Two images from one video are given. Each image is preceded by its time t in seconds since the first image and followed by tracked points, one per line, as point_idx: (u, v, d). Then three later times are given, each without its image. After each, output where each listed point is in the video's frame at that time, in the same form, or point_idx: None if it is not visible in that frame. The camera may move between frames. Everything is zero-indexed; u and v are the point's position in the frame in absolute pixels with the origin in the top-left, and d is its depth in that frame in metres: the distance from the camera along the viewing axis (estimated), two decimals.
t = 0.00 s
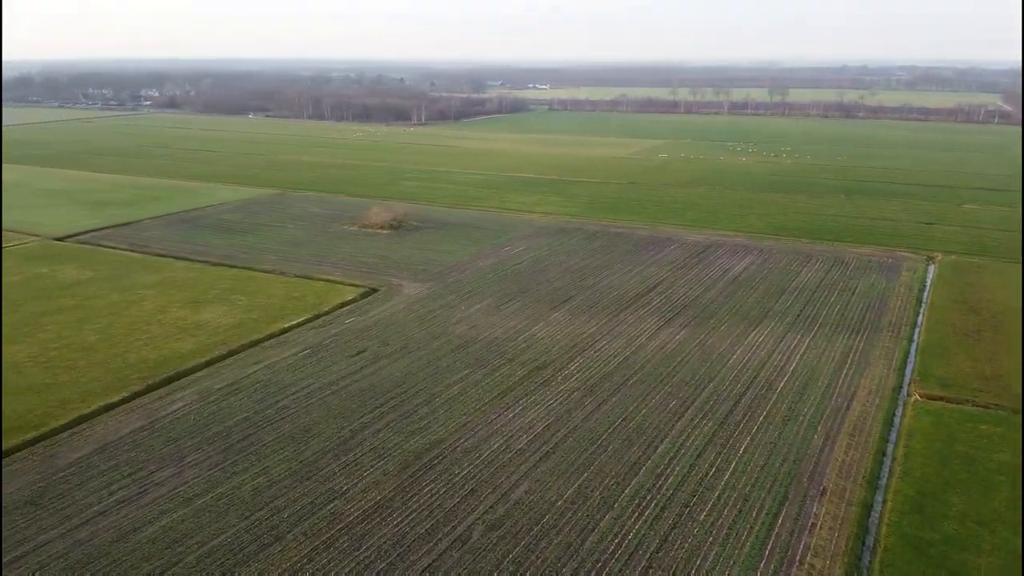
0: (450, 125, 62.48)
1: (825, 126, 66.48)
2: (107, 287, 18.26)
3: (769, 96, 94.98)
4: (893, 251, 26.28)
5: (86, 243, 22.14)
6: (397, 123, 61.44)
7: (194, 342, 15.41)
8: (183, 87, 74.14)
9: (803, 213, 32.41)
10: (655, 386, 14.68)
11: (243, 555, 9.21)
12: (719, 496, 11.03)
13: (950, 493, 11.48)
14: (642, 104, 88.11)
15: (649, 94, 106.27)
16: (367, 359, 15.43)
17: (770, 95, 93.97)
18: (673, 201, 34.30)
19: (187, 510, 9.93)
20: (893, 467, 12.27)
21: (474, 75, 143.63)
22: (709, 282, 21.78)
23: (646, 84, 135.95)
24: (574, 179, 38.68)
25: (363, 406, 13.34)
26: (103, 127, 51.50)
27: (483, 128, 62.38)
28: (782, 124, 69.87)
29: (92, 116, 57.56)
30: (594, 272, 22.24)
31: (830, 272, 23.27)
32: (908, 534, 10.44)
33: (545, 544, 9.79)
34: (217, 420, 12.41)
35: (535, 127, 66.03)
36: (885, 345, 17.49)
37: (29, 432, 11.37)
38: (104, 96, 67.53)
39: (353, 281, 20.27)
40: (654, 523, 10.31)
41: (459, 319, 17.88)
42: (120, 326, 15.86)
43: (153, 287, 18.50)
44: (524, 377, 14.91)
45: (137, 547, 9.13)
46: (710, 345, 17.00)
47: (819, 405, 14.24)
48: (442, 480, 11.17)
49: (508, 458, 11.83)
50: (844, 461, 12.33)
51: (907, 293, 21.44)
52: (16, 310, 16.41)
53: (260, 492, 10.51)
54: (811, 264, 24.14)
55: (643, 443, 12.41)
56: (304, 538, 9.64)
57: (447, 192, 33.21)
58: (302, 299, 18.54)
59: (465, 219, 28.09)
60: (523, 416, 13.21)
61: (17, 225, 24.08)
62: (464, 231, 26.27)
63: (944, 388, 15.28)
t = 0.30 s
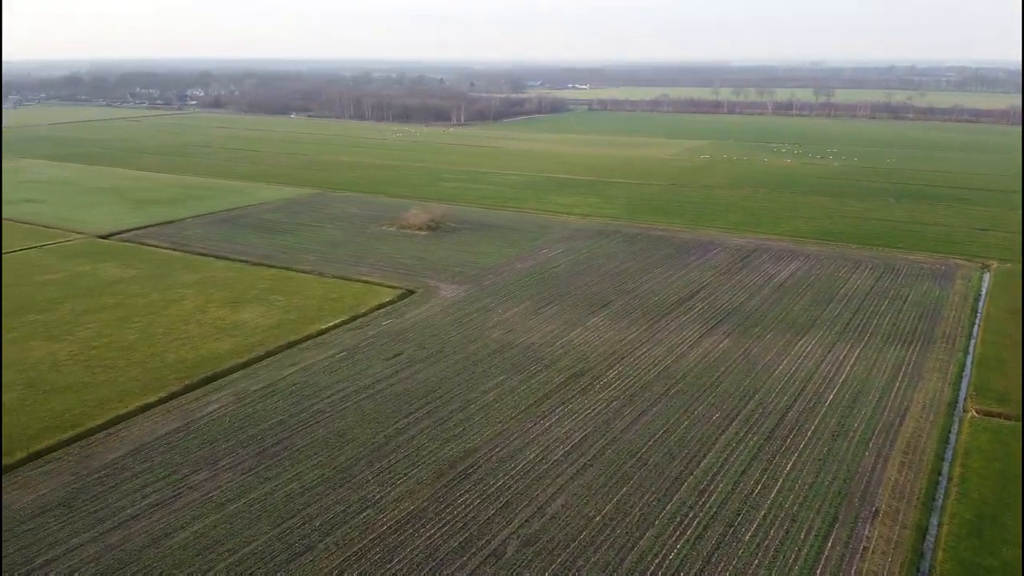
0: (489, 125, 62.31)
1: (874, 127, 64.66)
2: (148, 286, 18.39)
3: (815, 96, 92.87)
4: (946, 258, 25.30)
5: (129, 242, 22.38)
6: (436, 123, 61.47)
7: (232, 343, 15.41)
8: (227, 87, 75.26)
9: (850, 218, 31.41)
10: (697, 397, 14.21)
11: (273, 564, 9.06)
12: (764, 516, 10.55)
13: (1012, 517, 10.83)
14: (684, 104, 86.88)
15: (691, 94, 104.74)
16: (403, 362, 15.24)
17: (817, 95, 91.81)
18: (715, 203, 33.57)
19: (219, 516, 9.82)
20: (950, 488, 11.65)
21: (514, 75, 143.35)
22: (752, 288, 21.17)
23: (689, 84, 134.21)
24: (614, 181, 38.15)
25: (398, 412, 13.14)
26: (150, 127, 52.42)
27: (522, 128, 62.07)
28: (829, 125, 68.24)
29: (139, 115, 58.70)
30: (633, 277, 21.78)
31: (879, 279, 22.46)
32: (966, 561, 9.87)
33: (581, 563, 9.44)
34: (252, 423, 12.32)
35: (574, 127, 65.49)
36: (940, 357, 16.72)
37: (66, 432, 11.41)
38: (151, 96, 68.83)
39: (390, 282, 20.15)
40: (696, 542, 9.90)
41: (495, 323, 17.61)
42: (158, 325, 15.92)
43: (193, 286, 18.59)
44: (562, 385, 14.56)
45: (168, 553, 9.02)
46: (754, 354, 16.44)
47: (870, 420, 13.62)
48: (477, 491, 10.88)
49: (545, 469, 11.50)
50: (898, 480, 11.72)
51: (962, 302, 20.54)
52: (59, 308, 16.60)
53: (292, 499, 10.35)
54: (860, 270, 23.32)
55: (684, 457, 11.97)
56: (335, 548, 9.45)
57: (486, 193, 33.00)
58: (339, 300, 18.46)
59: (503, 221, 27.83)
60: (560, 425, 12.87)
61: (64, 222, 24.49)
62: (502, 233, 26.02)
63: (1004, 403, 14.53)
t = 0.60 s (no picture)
0: (528, 126, 61.98)
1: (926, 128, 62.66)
2: (187, 286, 18.48)
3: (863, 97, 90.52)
4: (1003, 266, 24.23)
5: (171, 241, 22.59)
6: (475, 124, 61.38)
7: (268, 344, 15.36)
8: (271, 87, 76.25)
9: (901, 223, 30.36)
10: (740, 410, 13.69)
11: None
12: (812, 539, 10.04)
13: None
14: (727, 105, 85.45)
15: (734, 93, 103.02)
16: (438, 367, 15.00)
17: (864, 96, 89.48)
18: (759, 207, 32.77)
19: (250, 523, 9.68)
20: (1012, 513, 10.97)
21: (553, 76, 142.86)
22: (798, 296, 20.50)
23: (731, 84, 132.15)
24: (655, 183, 37.52)
25: (432, 418, 12.89)
26: (196, 126, 53.27)
27: (562, 129, 61.62)
28: (877, 126, 66.37)
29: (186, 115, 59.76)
30: (674, 282, 21.27)
31: (933, 288, 21.57)
32: None
33: None
34: (286, 427, 12.19)
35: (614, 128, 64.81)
36: (998, 372, 15.91)
37: (102, 433, 11.42)
38: (197, 96, 70.03)
39: (427, 285, 19.96)
40: (740, 566, 9.44)
41: (532, 328, 17.28)
42: (197, 325, 15.96)
43: (231, 286, 18.65)
44: (600, 394, 14.18)
45: (198, 561, 8.90)
46: (800, 365, 15.84)
47: (925, 438, 12.96)
48: (511, 504, 10.57)
49: (582, 483, 11.14)
50: (956, 503, 11.08)
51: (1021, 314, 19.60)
52: (100, 307, 16.74)
53: (324, 508, 10.17)
54: (912, 279, 22.44)
55: (727, 474, 11.50)
56: (365, 561, 9.22)
57: (525, 195, 32.69)
58: (375, 302, 18.33)
59: (541, 223, 27.49)
60: (598, 437, 12.49)
61: (108, 221, 24.85)
62: (540, 236, 25.68)
63: None
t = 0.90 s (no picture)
0: (567, 127, 61.48)
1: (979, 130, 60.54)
2: (225, 286, 18.54)
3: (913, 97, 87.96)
4: None
5: (210, 240, 22.74)
6: (514, 124, 61.11)
7: (303, 346, 15.28)
8: (312, 87, 77.02)
9: (954, 229, 29.23)
10: (786, 424, 13.17)
11: None
12: (863, 565, 9.53)
13: None
14: (770, 105, 83.81)
15: (778, 93, 101.00)
16: (473, 373, 14.74)
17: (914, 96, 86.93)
18: (804, 210, 31.88)
19: (281, 531, 9.52)
20: None
21: (593, 75, 141.97)
22: (845, 305, 19.79)
23: (775, 84, 129.73)
24: (696, 185, 36.79)
25: (466, 426, 12.63)
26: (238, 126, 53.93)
27: (601, 129, 61.00)
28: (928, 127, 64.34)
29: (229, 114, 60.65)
30: (716, 289, 20.71)
31: (989, 298, 20.64)
32: None
33: None
34: (319, 432, 12.04)
35: (655, 129, 63.94)
36: None
37: (136, 435, 11.41)
38: (240, 96, 71.01)
39: (463, 288, 19.74)
40: None
41: (569, 334, 16.93)
42: (233, 326, 15.95)
43: (268, 287, 18.65)
44: (638, 404, 13.77)
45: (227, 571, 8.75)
46: (849, 378, 15.22)
47: (982, 457, 12.28)
48: (546, 518, 10.25)
49: (620, 498, 10.76)
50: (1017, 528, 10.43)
51: None
52: (139, 306, 16.85)
53: (355, 517, 9.97)
54: (966, 288, 21.52)
55: (772, 493, 11.01)
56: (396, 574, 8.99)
57: (563, 196, 32.29)
58: (411, 305, 18.15)
59: (580, 226, 27.08)
60: (637, 450, 12.10)
61: (150, 220, 25.15)
62: (578, 238, 25.28)
63: None
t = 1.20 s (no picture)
0: (606, 127, 60.81)
1: None
2: (262, 286, 18.55)
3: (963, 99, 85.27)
4: None
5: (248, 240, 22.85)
6: (552, 125, 60.71)
7: (337, 348, 15.16)
8: (352, 87, 77.45)
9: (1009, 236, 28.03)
10: (832, 440, 12.62)
11: None
12: None
13: None
14: (815, 105, 81.91)
15: (824, 94, 98.76)
16: (507, 379, 14.45)
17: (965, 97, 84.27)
18: (850, 215, 30.91)
19: (309, 541, 9.33)
20: None
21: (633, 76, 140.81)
22: (894, 314, 19.04)
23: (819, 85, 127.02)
24: (737, 188, 35.98)
25: (500, 435, 12.33)
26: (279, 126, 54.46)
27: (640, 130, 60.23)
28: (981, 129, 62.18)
29: (271, 114, 61.29)
30: (758, 295, 20.11)
31: None
32: None
33: None
34: (350, 438, 11.86)
35: (694, 129, 62.93)
36: None
37: (169, 437, 11.37)
38: (282, 96, 71.84)
39: (499, 291, 19.46)
40: None
41: (605, 341, 16.54)
42: (268, 327, 15.91)
43: (304, 287, 18.62)
44: (677, 416, 13.33)
45: None
46: (899, 392, 14.56)
47: None
48: (580, 534, 9.90)
49: (658, 516, 10.36)
50: None
51: None
52: (176, 305, 16.91)
53: (385, 528, 9.74)
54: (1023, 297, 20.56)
55: (818, 514, 10.50)
56: None
57: (601, 198, 31.82)
58: (445, 308, 17.94)
59: (618, 229, 26.62)
60: (676, 465, 11.69)
61: (190, 219, 25.39)
62: (617, 242, 24.82)
63: None
